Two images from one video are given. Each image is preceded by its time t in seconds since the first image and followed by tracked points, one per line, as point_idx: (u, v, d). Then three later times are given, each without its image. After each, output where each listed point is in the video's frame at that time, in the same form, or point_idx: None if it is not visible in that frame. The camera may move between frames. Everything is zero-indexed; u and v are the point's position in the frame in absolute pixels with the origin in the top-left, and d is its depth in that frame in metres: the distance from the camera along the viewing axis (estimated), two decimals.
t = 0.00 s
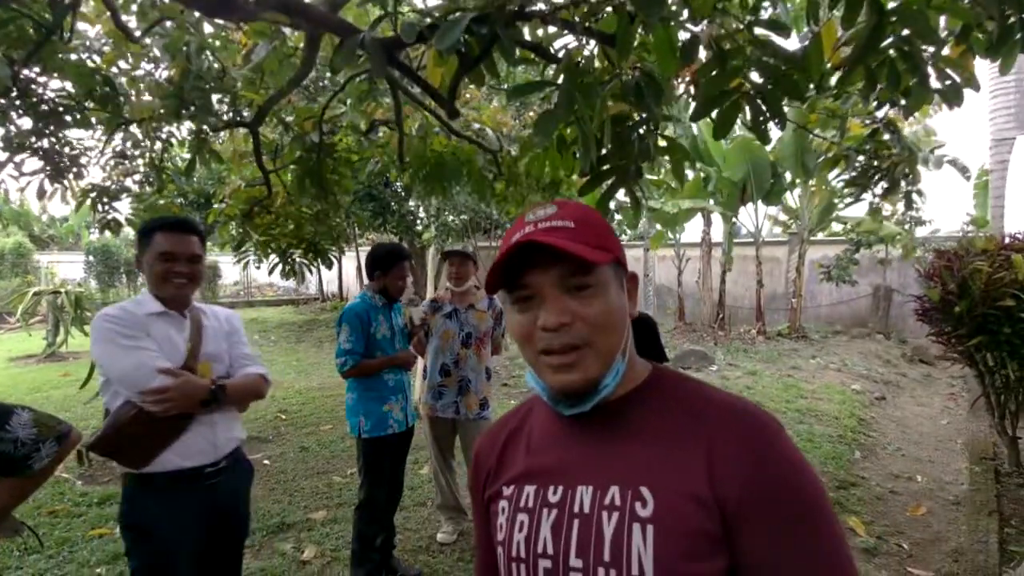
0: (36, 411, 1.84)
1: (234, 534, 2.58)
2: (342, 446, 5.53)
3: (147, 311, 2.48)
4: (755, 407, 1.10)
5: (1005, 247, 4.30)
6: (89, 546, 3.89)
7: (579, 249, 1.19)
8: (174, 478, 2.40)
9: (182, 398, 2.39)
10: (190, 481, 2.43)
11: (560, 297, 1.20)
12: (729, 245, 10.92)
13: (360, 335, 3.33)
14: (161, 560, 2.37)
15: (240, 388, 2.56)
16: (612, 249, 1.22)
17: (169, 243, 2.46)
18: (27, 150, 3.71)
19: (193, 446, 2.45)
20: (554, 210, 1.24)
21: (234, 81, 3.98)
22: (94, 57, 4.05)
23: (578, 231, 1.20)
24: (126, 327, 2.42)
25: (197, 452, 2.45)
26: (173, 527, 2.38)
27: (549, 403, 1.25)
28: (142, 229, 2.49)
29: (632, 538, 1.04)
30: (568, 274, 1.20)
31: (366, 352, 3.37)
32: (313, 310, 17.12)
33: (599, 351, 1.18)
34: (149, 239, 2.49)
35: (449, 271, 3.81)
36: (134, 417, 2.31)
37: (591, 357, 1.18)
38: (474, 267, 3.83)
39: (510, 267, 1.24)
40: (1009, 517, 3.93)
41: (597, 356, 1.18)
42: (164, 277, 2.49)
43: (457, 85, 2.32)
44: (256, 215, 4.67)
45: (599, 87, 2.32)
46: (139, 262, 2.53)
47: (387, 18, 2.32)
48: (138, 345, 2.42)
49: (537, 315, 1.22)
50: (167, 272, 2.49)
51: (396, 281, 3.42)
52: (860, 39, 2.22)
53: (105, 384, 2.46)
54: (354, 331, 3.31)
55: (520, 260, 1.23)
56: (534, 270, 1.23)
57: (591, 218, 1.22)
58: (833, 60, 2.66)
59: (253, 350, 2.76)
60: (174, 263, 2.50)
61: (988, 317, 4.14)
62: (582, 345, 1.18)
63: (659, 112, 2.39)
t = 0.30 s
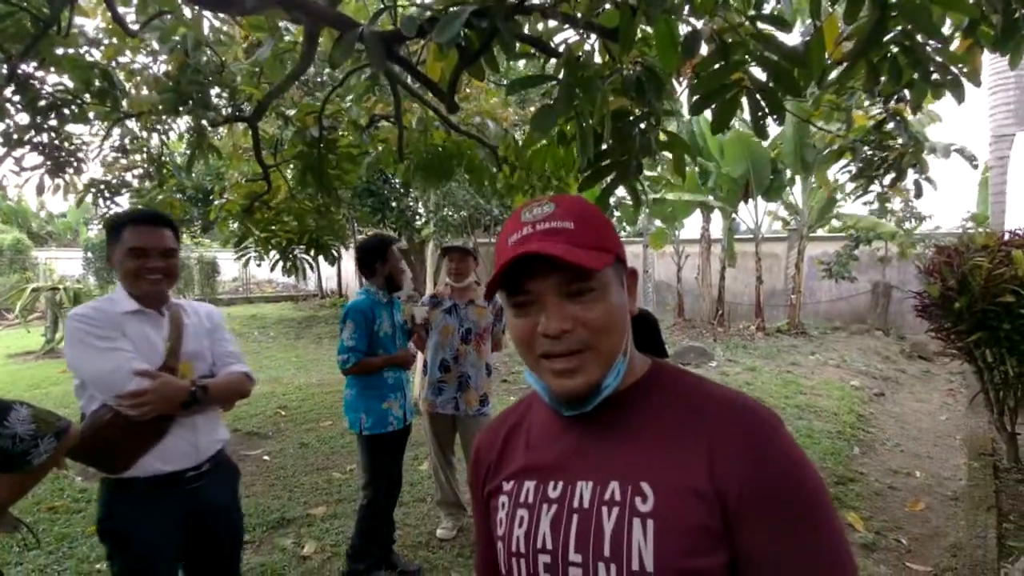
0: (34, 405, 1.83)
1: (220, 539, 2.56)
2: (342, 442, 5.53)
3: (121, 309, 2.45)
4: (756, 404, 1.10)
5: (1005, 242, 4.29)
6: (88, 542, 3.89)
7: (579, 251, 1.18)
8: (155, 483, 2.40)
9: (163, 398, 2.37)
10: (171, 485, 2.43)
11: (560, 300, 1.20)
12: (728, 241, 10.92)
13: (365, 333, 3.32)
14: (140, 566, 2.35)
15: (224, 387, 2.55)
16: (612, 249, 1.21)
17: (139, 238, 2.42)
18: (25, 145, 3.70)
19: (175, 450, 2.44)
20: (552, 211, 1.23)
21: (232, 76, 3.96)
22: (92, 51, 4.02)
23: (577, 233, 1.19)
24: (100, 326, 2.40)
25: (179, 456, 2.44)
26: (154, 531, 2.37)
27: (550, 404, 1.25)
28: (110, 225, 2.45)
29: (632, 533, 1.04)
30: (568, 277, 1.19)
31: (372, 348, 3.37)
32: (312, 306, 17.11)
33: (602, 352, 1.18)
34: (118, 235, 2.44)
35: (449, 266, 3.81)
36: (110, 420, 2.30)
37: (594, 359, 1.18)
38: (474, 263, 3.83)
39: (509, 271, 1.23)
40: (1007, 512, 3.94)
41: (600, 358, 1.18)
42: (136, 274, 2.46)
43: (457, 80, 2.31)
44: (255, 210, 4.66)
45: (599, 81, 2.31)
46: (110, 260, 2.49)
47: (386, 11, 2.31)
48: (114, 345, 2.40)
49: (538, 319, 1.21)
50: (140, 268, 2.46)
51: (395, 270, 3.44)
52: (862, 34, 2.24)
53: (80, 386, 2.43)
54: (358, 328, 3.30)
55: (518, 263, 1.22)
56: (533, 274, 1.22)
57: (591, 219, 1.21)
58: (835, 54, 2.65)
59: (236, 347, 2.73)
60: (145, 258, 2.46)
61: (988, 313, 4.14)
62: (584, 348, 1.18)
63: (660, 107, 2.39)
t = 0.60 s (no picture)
0: (31, 404, 1.82)
1: (214, 540, 2.57)
2: (341, 438, 5.54)
3: (105, 309, 2.43)
4: (755, 402, 1.10)
5: (1004, 239, 4.28)
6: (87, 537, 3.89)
7: (585, 236, 1.17)
8: (146, 485, 2.40)
9: (154, 402, 2.35)
10: (161, 488, 2.43)
11: (564, 283, 1.19)
12: (727, 237, 10.91)
13: (380, 332, 3.28)
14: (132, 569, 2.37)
15: (217, 388, 2.55)
16: (619, 238, 1.21)
17: (121, 235, 2.41)
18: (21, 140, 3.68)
19: (164, 452, 2.43)
20: (561, 196, 1.22)
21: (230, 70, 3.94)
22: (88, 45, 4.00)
23: (585, 218, 1.19)
24: (83, 327, 2.37)
25: (169, 459, 2.44)
26: (144, 535, 2.38)
27: (549, 392, 1.25)
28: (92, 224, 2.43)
29: (631, 534, 1.04)
30: (573, 260, 1.19)
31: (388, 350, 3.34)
32: (311, 302, 17.10)
33: (602, 339, 1.17)
34: (100, 233, 2.43)
35: (449, 262, 3.79)
36: (99, 425, 2.29)
37: (594, 345, 1.17)
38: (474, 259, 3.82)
39: (514, 251, 1.23)
40: (1005, 508, 3.95)
41: (600, 344, 1.17)
42: (119, 273, 2.44)
43: (456, 75, 2.29)
44: (253, 206, 4.64)
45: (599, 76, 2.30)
46: (92, 259, 2.47)
47: (384, 6, 2.29)
48: (98, 347, 2.36)
49: (540, 300, 1.21)
50: (122, 267, 2.44)
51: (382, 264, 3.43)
52: (863, 29, 2.24)
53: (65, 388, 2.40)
54: (372, 326, 3.26)
55: (524, 244, 1.22)
56: (538, 256, 1.22)
57: (599, 206, 1.21)
58: (837, 50, 2.64)
59: (224, 346, 2.74)
60: (129, 256, 2.44)
61: (986, 309, 4.14)
62: (586, 332, 1.17)
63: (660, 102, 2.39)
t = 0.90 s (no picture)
0: (29, 403, 1.82)
1: (215, 539, 2.57)
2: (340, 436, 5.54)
3: (102, 309, 2.43)
4: (753, 403, 1.09)
5: (1003, 237, 4.28)
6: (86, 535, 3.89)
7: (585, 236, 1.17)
8: (147, 485, 2.40)
9: (156, 402, 2.36)
10: (162, 488, 2.43)
11: (564, 283, 1.19)
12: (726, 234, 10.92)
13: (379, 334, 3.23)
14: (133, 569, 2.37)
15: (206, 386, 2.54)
16: (619, 238, 1.20)
17: (118, 234, 2.40)
18: (17, 138, 3.67)
19: (164, 452, 2.43)
20: (562, 196, 1.22)
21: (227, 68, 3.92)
22: (85, 42, 3.98)
23: (585, 217, 1.18)
24: (80, 326, 2.36)
25: (170, 458, 2.44)
26: (145, 536, 2.38)
27: (548, 393, 1.25)
28: (85, 223, 2.42)
29: (630, 538, 1.04)
30: (573, 260, 1.19)
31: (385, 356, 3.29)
32: (310, 300, 17.10)
33: (602, 339, 1.17)
34: (95, 232, 2.41)
35: (449, 260, 3.79)
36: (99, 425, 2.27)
37: (594, 345, 1.17)
38: (475, 257, 3.81)
39: (515, 251, 1.23)
40: (1001, 506, 3.96)
41: (600, 344, 1.17)
42: (115, 271, 2.44)
43: (453, 72, 2.29)
44: (251, 205, 4.64)
45: (598, 74, 2.29)
46: (86, 258, 2.46)
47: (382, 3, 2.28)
48: (97, 346, 2.35)
49: (540, 300, 1.20)
50: (117, 265, 2.44)
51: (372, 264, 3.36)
52: (863, 27, 2.23)
53: (64, 389, 2.39)
54: (371, 328, 3.21)
55: (524, 244, 1.22)
56: (538, 255, 1.21)
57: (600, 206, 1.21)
58: (836, 48, 2.64)
59: (222, 343, 2.75)
60: (124, 255, 2.44)
61: (985, 307, 4.14)
62: (586, 332, 1.17)
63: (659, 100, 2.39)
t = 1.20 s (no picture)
0: (28, 405, 1.82)
1: (215, 540, 2.57)
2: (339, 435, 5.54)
3: (103, 310, 2.42)
4: (752, 407, 1.10)
5: (1002, 236, 4.28)
6: (84, 536, 3.89)
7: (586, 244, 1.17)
8: (149, 487, 2.39)
9: (157, 404, 2.34)
10: (165, 489, 2.42)
11: (568, 294, 1.19)
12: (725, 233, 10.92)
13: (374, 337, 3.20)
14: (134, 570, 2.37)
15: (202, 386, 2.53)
16: (618, 242, 1.20)
17: (118, 234, 2.39)
18: (15, 138, 3.66)
19: (165, 453, 2.42)
20: (559, 204, 1.22)
21: (225, 67, 3.91)
22: (82, 42, 3.97)
23: (584, 224, 1.18)
24: (82, 328, 2.35)
25: (172, 458, 2.44)
26: (146, 537, 2.38)
27: (553, 404, 1.24)
28: (85, 224, 2.41)
29: (635, 548, 1.04)
30: (575, 271, 1.19)
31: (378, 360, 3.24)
32: (308, 299, 17.09)
33: (609, 347, 1.17)
34: (95, 233, 2.40)
35: (450, 260, 3.78)
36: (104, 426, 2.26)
37: (602, 355, 1.17)
38: (476, 257, 3.80)
39: (516, 262, 1.22)
40: (1001, 505, 3.96)
41: (608, 353, 1.17)
42: (116, 273, 2.43)
43: (453, 73, 2.28)
44: (249, 204, 4.63)
45: (598, 74, 2.28)
46: (87, 259, 2.45)
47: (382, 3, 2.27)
48: (98, 348, 2.34)
49: (545, 313, 1.20)
50: (117, 266, 2.43)
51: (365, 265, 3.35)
52: (864, 27, 2.23)
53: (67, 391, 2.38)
54: (367, 332, 3.18)
55: (525, 257, 1.21)
56: (540, 266, 1.21)
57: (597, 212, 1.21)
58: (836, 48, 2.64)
59: (223, 343, 2.75)
60: (125, 256, 2.43)
61: (984, 307, 4.14)
62: (594, 342, 1.17)
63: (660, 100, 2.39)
